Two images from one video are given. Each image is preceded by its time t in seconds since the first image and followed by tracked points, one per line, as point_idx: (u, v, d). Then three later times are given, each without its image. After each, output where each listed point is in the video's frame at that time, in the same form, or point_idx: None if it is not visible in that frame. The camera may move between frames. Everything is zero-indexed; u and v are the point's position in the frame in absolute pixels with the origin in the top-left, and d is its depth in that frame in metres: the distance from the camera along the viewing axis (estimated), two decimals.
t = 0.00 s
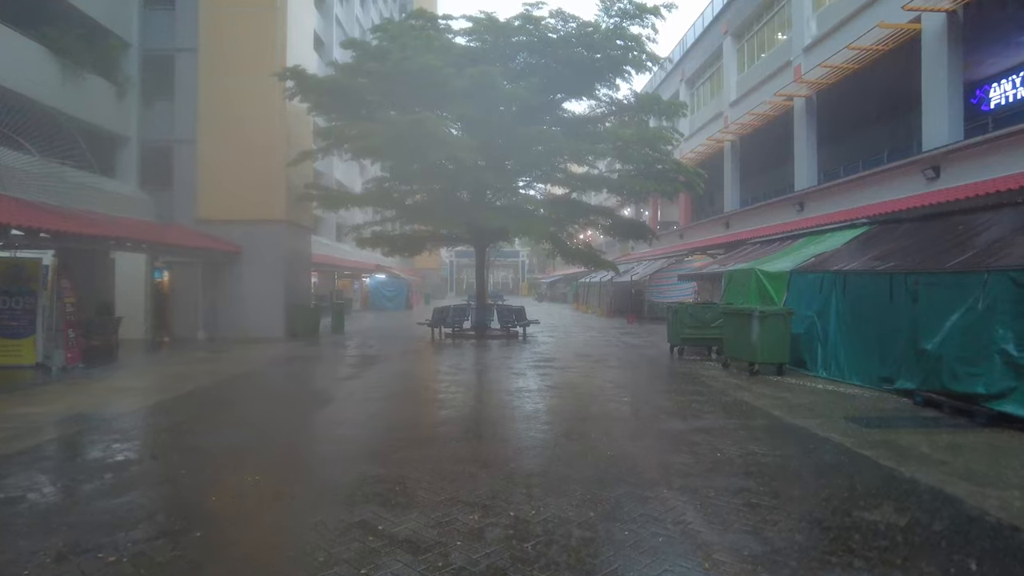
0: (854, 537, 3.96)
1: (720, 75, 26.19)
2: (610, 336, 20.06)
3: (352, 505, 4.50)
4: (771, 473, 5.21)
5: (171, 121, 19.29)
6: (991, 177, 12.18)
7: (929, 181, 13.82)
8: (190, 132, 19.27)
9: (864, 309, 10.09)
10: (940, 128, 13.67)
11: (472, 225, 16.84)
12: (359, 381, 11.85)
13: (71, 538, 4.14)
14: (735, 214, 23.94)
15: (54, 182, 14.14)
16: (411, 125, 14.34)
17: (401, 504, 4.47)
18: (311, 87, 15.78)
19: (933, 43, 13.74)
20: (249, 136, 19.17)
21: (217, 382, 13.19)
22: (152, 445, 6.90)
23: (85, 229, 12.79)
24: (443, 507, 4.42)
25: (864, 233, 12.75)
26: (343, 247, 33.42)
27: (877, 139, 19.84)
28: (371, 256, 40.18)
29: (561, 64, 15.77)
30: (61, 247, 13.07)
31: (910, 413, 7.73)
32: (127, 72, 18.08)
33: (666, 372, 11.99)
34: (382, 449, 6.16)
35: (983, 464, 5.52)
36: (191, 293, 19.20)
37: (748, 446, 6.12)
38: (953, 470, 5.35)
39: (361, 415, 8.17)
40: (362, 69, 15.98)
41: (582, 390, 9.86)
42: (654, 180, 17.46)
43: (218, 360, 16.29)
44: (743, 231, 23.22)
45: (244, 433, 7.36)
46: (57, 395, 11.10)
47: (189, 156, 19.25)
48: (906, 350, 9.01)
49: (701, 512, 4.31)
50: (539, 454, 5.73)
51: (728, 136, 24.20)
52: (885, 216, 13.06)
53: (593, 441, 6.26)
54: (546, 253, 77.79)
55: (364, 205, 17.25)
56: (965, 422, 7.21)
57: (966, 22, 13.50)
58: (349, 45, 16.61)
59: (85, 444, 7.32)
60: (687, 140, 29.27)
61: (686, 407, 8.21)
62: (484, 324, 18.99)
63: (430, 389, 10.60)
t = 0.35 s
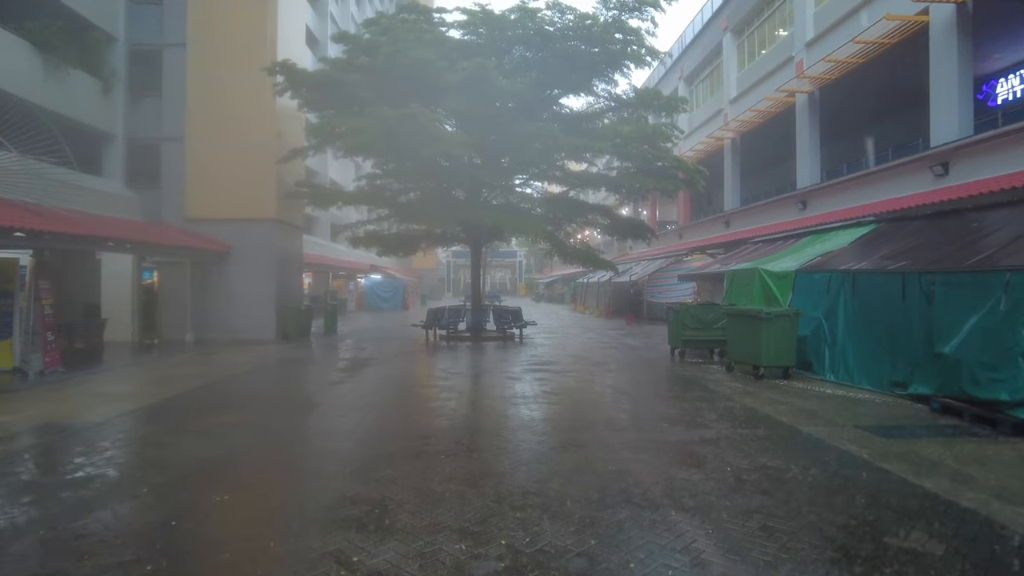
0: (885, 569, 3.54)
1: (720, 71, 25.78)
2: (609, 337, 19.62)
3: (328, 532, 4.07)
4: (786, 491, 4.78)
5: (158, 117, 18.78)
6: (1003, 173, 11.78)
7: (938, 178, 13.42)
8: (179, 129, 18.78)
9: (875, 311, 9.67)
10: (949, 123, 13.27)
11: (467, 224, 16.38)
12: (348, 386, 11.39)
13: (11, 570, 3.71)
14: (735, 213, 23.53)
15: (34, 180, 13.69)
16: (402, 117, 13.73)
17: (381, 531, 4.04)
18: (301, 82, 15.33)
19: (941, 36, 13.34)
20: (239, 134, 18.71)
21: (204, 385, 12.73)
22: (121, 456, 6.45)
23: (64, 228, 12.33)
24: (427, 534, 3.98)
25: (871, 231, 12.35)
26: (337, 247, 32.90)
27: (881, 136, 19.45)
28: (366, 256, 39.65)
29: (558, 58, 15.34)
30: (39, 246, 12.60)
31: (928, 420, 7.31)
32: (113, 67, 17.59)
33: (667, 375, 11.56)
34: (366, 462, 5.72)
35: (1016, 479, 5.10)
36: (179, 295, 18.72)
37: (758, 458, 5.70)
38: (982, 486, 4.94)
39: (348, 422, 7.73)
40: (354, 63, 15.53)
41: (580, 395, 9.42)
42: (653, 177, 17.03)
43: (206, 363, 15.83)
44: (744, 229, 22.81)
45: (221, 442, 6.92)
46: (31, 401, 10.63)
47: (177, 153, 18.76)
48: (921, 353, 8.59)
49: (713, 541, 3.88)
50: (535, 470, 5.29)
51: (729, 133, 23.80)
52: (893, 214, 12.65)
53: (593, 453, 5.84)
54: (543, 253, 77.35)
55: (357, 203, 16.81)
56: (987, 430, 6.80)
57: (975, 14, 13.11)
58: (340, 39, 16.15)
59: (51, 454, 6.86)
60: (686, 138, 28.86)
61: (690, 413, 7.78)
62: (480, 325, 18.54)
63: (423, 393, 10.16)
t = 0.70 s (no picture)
0: None
1: (722, 67, 25.35)
2: (610, 337, 19.16)
3: (303, 561, 3.62)
4: (813, 511, 4.33)
5: (147, 112, 18.30)
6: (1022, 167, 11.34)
7: (951, 173, 12.99)
8: (168, 124, 18.29)
9: (892, 311, 9.24)
10: (963, 116, 12.84)
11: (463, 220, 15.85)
12: (340, 389, 10.92)
13: None
14: (739, 210, 23.09)
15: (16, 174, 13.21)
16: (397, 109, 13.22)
17: (363, 561, 3.59)
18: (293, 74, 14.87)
19: (955, 26, 12.91)
20: (230, 129, 18.21)
21: (192, 387, 12.27)
22: (88, 465, 6.00)
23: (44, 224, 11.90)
24: (415, 563, 3.54)
25: (884, 227, 11.91)
26: (333, 245, 32.40)
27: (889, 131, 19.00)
28: (363, 255, 39.13)
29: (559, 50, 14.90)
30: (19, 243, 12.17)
31: (954, 428, 6.87)
32: (100, 60, 17.15)
33: (673, 378, 11.10)
34: (352, 475, 5.26)
35: None
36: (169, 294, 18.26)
37: (778, 470, 5.26)
38: None
39: (337, 429, 7.27)
40: (348, 55, 15.07)
41: (583, 399, 8.98)
42: (656, 173, 16.58)
43: (195, 364, 15.35)
44: (748, 227, 22.35)
45: (200, 450, 6.46)
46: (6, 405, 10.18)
47: (167, 149, 18.29)
48: (943, 356, 8.15)
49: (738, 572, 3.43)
50: (536, 485, 4.83)
51: (732, 130, 23.38)
52: (906, 210, 12.22)
53: (598, 466, 5.39)
54: (542, 253, 76.89)
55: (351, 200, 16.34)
56: (1020, 438, 6.36)
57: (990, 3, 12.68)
58: (333, 31, 15.70)
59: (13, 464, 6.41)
60: (688, 135, 28.43)
61: (701, 420, 7.34)
62: (478, 325, 18.08)
63: (418, 396, 9.70)
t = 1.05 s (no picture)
0: None
1: (724, 64, 24.97)
2: (610, 339, 18.74)
3: None
4: (847, 538, 3.91)
5: (137, 107, 17.87)
6: None
7: (964, 171, 12.60)
8: (158, 121, 17.85)
9: (909, 313, 8.83)
10: (976, 112, 12.45)
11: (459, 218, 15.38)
12: (331, 394, 10.49)
13: None
14: (741, 210, 22.70)
15: None
16: (391, 104, 12.76)
17: None
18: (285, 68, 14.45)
19: (969, 19, 12.52)
20: (222, 124, 17.75)
21: (179, 391, 11.82)
22: (55, 479, 5.57)
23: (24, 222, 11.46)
24: None
25: (895, 227, 11.52)
26: (328, 245, 31.95)
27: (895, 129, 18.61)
28: (359, 255, 38.68)
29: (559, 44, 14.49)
30: None
31: (982, 439, 6.46)
32: (87, 54, 16.71)
33: (678, 382, 10.68)
34: (338, 494, 4.83)
35: None
36: (158, 294, 17.81)
37: (802, 488, 4.84)
38: None
39: (325, 438, 6.84)
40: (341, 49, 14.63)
41: (586, 405, 8.58)
42: (659, 171, 16.16)
43: (184, 365, 14.90)
44: (750, 227, 21.97)
45: (179, 462, 6.03)
46: None
47: (158, 145, 17.86)
48: (965, 362, 7.75)
49: None
50: (539, 507, 4.41)
51: (734, 128, 23.01)
52: (918, 209, 11.82)
53: (605, 484, 4.96)
54: (539, 253, 76.52)
55: (346, 197, 15.93)
56: None
57: None
58: (326, 23, 15.25)
59: None
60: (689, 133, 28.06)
61: (712, 429, 6.92)
62: (475, 327, 17.66)
63: (413, 401, 9.29)
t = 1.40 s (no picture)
0: None
1: (726, 61, 24.55)
2: (611, 342, 18.29)
3: None
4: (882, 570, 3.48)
5: (126, 103, 17.41)
6: None
7: (978, 167, 12.18)
8: (147, 118, 17.38)
9: (927, 315, 8.40)
10: (991, 106, 12.02)
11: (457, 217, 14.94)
12: (323, 399, 10.05)
13: None
14: (744, 209, 22.28)
15: None
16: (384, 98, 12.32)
17: None
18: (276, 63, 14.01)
19: (984, 11, 12.09)
20: (212, 121, 17.29)
21: (164, 394, 11.39)
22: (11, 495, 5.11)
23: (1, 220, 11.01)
24: None
25: (908, 225, 11.09)
26: (324, 245, 31.51)
27: (903, 125, 18.19)
28: (356, 255, 38.25)
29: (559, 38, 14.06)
30: None
31: (1014, 450, 6.02)
32: (73, 49, 16.27)
33: (683, 387, 10.24)
34: (316, 515, 4.38)
35: None
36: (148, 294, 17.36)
37: (825, 508, 4.41)
38: None
39: (311, 447, 6.40)
40: (334, 43, 14.19)
41: (588, 412, 8.16)
42: (661, 169, 15.71)
43: (172, 368, 14.45)
44: (754, 226, 21.55)
45: (151, 474, 5.59)
46: None
47: (146, 142, 17.40)
48: (990, 367, 7.33)
49: None
50: (538, 533, 3.97)
51: (737, 126, 22.60)
52: (932, 206, 11.39)
53: (610, 504, 4.52)
54: (539, 253, 76.12)
55: (339, 195, 15.51)
56: None
57: None
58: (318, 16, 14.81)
59: None
60: (690, 132, 27.66)
61: (722, 440, 6.47)
62: (472, 329, 17.20)
63: (407, 406, 8.86)
